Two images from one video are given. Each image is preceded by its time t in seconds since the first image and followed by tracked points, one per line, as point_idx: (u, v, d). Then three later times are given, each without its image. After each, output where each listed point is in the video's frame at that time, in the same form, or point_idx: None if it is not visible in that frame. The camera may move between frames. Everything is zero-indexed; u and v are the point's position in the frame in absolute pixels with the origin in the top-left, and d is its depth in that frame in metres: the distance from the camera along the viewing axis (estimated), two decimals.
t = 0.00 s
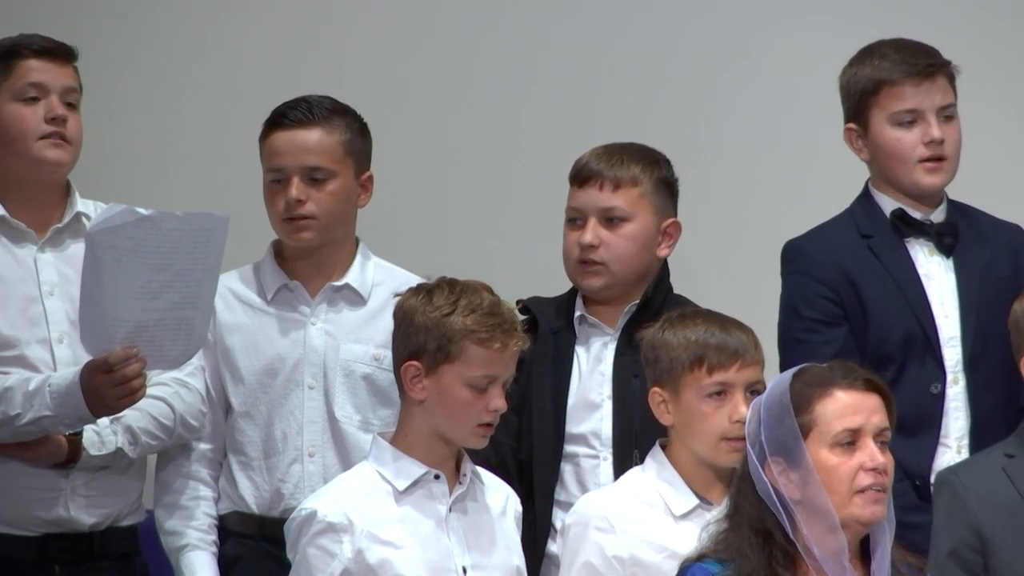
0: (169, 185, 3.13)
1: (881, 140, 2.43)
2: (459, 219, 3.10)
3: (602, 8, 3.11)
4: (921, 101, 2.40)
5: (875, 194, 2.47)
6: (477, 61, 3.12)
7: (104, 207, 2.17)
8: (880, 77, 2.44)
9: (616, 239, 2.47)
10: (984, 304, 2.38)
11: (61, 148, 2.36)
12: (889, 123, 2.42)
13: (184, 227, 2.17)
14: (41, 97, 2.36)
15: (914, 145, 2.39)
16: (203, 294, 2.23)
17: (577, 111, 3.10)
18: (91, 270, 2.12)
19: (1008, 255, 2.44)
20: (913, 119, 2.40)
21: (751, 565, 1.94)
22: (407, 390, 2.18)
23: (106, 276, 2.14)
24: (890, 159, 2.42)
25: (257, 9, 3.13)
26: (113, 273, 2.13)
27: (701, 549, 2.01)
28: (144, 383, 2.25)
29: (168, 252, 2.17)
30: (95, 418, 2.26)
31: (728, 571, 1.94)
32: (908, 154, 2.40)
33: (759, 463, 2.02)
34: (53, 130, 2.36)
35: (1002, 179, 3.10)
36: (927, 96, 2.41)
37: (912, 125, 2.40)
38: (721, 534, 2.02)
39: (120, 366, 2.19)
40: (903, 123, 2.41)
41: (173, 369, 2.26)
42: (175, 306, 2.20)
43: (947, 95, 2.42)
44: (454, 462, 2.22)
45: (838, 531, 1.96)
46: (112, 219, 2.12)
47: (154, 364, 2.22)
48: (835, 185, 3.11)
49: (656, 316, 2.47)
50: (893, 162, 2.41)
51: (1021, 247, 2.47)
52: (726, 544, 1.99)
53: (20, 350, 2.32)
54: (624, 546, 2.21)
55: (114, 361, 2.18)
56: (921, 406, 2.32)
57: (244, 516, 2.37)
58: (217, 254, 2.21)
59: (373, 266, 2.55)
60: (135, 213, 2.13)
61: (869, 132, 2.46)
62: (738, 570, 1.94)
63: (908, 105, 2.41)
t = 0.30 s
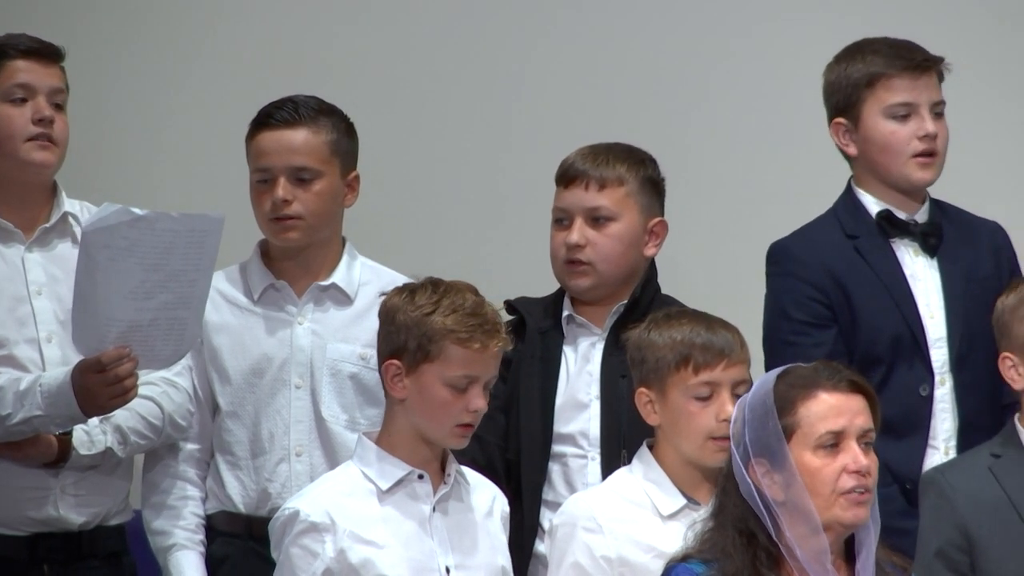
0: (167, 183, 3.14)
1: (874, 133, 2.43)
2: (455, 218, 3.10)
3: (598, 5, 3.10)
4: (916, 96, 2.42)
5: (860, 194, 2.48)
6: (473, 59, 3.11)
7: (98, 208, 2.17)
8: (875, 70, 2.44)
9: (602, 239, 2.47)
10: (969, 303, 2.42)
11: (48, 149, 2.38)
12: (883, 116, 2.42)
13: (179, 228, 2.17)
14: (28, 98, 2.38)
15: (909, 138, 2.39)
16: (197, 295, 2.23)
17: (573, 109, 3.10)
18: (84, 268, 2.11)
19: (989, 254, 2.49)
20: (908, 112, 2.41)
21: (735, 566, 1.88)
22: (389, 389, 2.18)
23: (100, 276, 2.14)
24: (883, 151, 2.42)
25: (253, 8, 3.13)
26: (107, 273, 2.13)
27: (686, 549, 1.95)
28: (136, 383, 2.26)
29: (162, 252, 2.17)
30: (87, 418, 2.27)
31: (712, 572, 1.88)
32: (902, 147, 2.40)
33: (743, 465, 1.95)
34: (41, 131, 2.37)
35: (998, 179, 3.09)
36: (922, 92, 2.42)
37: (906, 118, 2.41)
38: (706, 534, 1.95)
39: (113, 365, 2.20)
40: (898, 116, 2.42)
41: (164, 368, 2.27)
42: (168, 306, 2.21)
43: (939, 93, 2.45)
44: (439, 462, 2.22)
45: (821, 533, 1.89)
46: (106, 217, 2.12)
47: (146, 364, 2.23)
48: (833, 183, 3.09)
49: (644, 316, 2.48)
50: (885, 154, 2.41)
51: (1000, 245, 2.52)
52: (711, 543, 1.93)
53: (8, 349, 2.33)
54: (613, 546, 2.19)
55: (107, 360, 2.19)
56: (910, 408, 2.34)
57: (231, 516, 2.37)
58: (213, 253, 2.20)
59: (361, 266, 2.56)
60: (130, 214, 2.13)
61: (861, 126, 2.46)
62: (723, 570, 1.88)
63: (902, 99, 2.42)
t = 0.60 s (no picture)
0: (158, 183, 3.15)
1: (854, 136, 2.43)
2: (444, 219, 3.11)
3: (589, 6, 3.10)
4: (897, 99, 2.42)
5: (841, 196, 2.48)
6: (465, 60, 3.11)
7: (84, 207, 2.18)
8: (856, 73, 2.44)
9: (589, 238, 2.47)
10: (949, 303, 2.43)
11: (35, 150, 2.37)
12: (863, 119, 2.43)
13: (165, 225, 2.17)
14: (15, 98, 2.37)
15: (889, 142, 2.40)
16: (183, 292, 2.22)
17: (564, 110, 3.09)
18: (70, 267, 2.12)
19: (971, 254, 2.50)
20: (888, 116, 2.41)
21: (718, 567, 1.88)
22: (373, 387, 2.18)
23: (87, 274, 2.14)
24: (863, 155, 2.42)
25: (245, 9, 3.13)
26: (93, 271, 2.14)
27: (668, 550, 1.95)
28: (122, 382, 2.25)
29: (148, 250, 2.17)
30: (73, 417, 2.27)
31: (696, 572, 1.88)
32: (882, 151, 2.40)
33: (725, 466, 1.95)
34: (28, 132, 2.36)
35: (990, 181, 3.10)
36: (903, 95, 2.42)
37: (886, 122, 2.42)
38: (690, 536, 1.96)
39: (99, 365, 2.20)
40: (878, 120, 2.42)
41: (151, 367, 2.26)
42: (155, 305, 2.20)
43: (920, 96, 2.45)
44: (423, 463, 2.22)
45: (805, 533, 1.89)
46: (93, 216, 2.13)
47: (133, 363, 2.22)
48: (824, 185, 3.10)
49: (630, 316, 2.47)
50: (866, 158, 2.42)
51: (982, 245, 2.52)
52: (692, 545, 1.93)
53: None
54: (599, 546, 2.17)
55: (94, 359, 2.19)
56: (890, 409, 2.35)
57: (217, 515, 2.37)
58: (198, 250, 2.20)
59: (348, 265, 2.55)
60: (117, 212, 2.14)
61: (842, 128, 2.46)
62: (707, 570, 1.88)
63: (883, 102, 2.42)
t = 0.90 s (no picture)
0: (143, 183, 3.14)
1: (834, 139, 2.45)
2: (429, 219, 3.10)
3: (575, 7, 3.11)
4: (877, 103, 2.44)
5: (823, 199, 2.51)
6: (450, 61, 3.12)
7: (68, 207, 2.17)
8: (837, 76, 2.47)
9: (575, 236, 2.48)
10: (929, 303, 2.45)
11: (21, 150, 2.36)
12: (844, 123, 2.45)
13: (147, 227, 2.17)
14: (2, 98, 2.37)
15: (869, 145, 2.42)
16: (165, 294, 2.23)
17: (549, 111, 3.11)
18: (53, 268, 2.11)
19: (952, 253, 2.52)
20: (868, 119, 2.44)
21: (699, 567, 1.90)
22: (361, 391, 2.18)
23: (67, 277, 2.14)
24: (844, 158, 2.44)
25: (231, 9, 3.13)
26: (75, 272, 2.14)
27: (649, 549, 1.97)
28: (105, 383, 2.25)
29: (131, 251, 2.17)
30: (56, 417, 2.27)
31: (677, 572, 1.90)
32: (862, 154, 2.42)
33: (704, 466, 1.97)
34: (15, 131, 2.35)
35: (971, 181, 3.12)
36: (884, 99, 2.44)
37: (866, 125, 2.44)
38: (669, 535, 1.97)
39: (82, 366, 2.19)
40: (858, 123, 2.44)
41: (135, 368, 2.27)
42: (138, 306, 2.21)
43: (900, 100, 2.47)
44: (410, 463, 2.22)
45: (783, 535, 1.90)
46: (75, 219, 2.11)
47: (116, 364, 2.22)
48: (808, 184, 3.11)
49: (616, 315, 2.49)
50: (845, 161, 2.44)
51: (963, 244, 2.54)
52: (672, 543, 1.95)
53: None
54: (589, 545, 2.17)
55: (77, 360, 2.19)
56: (870, 411, 2.37)
57: (206, 515, 2.37)
58: (181, 253, 2.21)
59: (336, 263, 2.55)
60: (99, 213, 2.13)
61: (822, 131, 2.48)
62: (688, 570, 1.90)
63: (864, 106, 2.44)
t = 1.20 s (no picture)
0: (136, 184, 3.16)
1: (833, 137, 2.48)
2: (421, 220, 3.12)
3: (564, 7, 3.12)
4: (880, 106, 2.48)
5: (806, 197, 2.53)
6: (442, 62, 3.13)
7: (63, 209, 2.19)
8: (841, 76, 2.50)
9: (560, 236, 2.50)
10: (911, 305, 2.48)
11: (12, 150, 2.39)
12: (844, 122, 2.48)
13: (144, 228, 2.19)
14: None
15: (868, 147, 2.45)
16: (161, 295, 2.26)
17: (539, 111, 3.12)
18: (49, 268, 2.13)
19: (932, 258, 2.56)
20: (868, 122, 2.47)
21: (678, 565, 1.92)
22: (351, 392, 2.21)
23: (64, 277, 2.15)
24: (840, 157, 2.47)
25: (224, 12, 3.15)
26: (71, 273, 2.15)
27: (631, 549, 1.99)
28: (101, 383, 2.27)
29: (128, 252, 2.19)
30: (51, 418, 2.29)
31: (656, 572, 1.93)
32: (859, 156, 2.46)
33: (684, 462, 1.98)
34: (5, 131, 2.38)
35: (960, 182, 3.13)
36: (885, 104, 2.49)
37: (866, 128, 2.47)
38: (651, 533, 2.00)
39: (79, 366, 2.21)
40: (858, 124, 2.47)
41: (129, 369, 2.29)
42: (134, 307, 2.23)
43: (900, 107, 2.52)
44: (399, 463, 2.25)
45: (763, 533, 1.92)
46: (71, 218, 2.14)
47: (111, 365, 2.24)
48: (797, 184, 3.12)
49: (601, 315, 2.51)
50: (841, 160, 2.47)
51: (943, 248, 2.59)
52: (654, 543, 1.97)
53: None
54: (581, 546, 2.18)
55: (73, 361, 2.20)
56: (854, 411, 2.39)
57: (195, 513, 2.39)
58: (177, 252, 2.23)
59: (323, 263, 2.57)
60: (95, 214, 2.15)
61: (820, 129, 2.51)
62: (667, 569, 1.93)
63: (866, 108, 2.48)
